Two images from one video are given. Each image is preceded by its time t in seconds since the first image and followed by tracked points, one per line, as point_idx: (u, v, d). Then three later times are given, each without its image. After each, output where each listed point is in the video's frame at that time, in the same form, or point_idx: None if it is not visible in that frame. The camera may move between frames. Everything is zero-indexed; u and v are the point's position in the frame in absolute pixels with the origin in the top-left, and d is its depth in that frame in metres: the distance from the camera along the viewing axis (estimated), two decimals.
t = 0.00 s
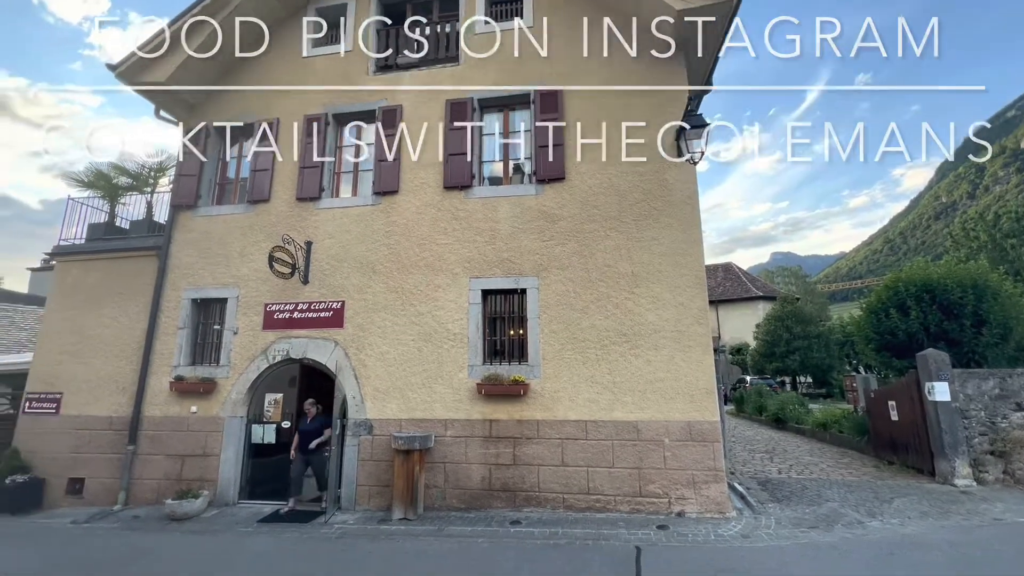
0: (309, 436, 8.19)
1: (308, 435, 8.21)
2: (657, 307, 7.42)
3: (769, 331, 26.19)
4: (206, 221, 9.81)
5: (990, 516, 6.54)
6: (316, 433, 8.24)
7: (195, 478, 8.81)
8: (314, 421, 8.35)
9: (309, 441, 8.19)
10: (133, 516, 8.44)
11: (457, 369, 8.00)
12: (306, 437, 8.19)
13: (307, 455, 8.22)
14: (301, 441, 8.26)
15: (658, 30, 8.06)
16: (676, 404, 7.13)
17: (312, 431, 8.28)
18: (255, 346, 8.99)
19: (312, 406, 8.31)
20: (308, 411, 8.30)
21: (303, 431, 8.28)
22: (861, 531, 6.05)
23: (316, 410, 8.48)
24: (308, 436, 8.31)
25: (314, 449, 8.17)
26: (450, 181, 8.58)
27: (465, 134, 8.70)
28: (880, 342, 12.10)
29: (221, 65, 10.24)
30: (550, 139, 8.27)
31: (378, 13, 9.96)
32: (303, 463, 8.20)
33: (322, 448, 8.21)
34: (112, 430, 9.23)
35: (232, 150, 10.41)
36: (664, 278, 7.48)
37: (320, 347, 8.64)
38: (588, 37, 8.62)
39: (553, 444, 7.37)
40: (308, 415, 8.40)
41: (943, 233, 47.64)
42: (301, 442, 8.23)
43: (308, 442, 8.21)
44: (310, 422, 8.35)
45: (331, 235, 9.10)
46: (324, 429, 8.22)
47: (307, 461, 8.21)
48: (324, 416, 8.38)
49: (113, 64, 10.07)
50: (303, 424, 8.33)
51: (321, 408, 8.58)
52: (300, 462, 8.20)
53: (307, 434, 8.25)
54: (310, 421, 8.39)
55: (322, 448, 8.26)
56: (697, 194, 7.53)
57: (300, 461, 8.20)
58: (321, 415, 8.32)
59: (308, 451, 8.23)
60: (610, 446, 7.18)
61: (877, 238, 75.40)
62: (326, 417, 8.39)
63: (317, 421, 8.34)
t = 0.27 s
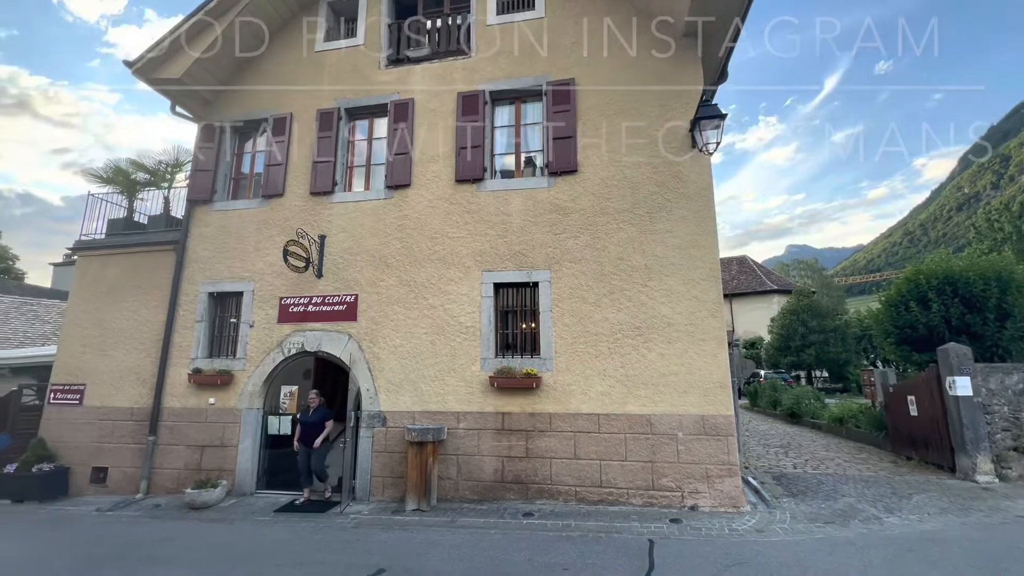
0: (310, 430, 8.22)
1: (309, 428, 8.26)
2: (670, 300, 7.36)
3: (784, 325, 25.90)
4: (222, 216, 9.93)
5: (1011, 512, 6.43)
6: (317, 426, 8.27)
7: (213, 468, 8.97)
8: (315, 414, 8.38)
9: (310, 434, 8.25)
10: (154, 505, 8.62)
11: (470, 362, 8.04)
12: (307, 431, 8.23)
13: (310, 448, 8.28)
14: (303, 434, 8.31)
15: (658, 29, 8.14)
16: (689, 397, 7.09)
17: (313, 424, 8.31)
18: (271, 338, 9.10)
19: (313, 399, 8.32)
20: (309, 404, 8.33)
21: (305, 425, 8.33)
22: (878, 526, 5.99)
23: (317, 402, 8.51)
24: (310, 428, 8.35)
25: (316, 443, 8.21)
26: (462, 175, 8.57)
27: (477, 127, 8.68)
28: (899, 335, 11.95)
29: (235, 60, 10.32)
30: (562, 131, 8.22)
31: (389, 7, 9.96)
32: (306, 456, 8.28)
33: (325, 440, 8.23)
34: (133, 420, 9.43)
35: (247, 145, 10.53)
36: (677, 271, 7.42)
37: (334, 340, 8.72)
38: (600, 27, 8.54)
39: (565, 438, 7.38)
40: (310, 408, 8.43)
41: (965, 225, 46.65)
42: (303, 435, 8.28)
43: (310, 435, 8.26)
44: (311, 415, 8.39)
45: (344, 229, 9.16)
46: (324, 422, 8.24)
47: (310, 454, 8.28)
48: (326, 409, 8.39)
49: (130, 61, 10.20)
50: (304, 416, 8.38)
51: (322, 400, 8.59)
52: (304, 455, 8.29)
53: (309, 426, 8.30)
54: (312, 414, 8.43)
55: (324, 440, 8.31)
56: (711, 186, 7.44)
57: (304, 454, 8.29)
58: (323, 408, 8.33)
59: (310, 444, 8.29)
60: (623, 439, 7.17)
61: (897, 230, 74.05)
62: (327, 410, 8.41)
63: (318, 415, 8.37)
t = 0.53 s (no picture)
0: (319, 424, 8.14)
1: (318, 422, 8.18)
2: (686, 293, 7.27)
3: (802, 318, 25.53)
4: (239, 210, 10.05)
5: None
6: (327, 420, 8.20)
7: (233, 458, 9.12)
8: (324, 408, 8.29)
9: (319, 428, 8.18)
10: (177, 493, 8.81)
11: (484, 355, 8.05)
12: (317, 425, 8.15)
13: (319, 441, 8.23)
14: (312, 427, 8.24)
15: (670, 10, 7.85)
16: (705, 391, 7.02)
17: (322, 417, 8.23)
18: (288, 331, 9.21)
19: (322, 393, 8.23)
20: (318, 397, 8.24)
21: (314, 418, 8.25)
22: (900, 523, 5.88)
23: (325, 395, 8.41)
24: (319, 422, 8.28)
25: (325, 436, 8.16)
26: (476, 167, 8.55)
27: (491, 119, 8.64)
28: (923, 329, 11.64)
29: (251, 55, 10.40)
30: (577, 122, 8.15)
31: None
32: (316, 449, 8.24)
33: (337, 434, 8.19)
34: (155, 411, 9.63)
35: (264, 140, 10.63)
36: (694, 263, 7.32)
37: (350, 333, 8.80)
38: (615, 15, 8.42)
39: (580, 431, 7.36)
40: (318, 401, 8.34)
41: (991, 216, 45.43)
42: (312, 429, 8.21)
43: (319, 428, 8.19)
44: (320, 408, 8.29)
45: (359, 223, 9.21)
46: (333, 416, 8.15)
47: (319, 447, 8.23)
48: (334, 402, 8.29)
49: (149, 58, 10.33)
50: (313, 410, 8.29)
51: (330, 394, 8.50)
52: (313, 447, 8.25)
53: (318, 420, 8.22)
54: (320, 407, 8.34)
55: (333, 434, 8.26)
56: (729, 176, 7.32)
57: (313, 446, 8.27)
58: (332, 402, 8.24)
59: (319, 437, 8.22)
60: (638, 433, 7.13)
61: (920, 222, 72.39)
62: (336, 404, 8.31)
63: (327, 408, 8.29)
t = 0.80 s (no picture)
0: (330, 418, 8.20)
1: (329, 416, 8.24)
2: (704, 286, 7.15)
3: (823, 311, 25.07)
4: (257, 205, 10.16)
5: None
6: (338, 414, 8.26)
7: (254, 448, 9.28)
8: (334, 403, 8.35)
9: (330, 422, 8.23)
10: (200, 482, 9.01)
11: (499, 348, 8.05)
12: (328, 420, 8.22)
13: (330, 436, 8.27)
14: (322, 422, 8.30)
15: None
16: (723, 384, 6.92)
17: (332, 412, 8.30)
18: (306, 324, 9.31)
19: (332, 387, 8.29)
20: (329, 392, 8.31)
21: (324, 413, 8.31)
22: (924, 520, 5.75)
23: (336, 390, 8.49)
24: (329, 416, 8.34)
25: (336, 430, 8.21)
26: (490, 160, 8.52)
27: (505, 111, 8.60)
28: (950, 322, 11.36)
29: (268, 51, 10.48)
30: (592, 113, 8.06)
31: None
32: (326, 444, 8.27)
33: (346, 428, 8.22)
34: (179, 402, 9.83)
35: (280, 136, 10.74)
36: (711, 255, 7.20)
37: (366, 326, 8.88)
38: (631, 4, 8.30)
39: (595, 424, 7.33)
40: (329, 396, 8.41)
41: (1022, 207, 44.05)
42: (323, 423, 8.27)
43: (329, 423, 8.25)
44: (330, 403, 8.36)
45: (375, 217, 9.26)
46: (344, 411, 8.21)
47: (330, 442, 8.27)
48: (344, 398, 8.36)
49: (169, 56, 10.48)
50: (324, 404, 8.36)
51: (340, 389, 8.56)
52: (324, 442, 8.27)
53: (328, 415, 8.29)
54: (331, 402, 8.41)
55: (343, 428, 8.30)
56: (748, 166, 7.17)
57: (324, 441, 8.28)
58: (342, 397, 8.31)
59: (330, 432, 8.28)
60: (654, 427, 7.07)
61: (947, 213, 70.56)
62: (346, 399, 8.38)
63: (337, 403, 8.35)
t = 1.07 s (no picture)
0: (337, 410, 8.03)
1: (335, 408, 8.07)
2: (722, 278, 7.02)
3: (845, 305, 24.57)
4: (275, 200, 10.26)
5: None
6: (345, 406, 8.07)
7: (274, 439, 9.42)
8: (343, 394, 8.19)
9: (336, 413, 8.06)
10: (222, 471, 9.17)
11: (514, 341, 8.04)
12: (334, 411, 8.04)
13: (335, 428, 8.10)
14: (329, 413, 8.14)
15: None
16: (741, 378, 6.81)
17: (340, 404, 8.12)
18: (323, 318, 9.39)
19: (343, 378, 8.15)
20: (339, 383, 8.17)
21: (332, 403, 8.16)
22: (951, 518, 5.60)
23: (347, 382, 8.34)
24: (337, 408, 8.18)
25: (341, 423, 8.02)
26: (505, 152, 8.47)
27: (520, 103, 8.53)
28: (980, 316, 11.04)
29: (284, 47, 10.54)
30: (608, 103, 7.94)
31: None
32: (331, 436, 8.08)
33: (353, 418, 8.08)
34: (201, 394, 10.01)
35: (297, 131, 10.82)
36: (730, 247, 7.06)
37: (382, 320, 8.93)
38: None
39: (611, 417, 7.28)
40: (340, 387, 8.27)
41: None
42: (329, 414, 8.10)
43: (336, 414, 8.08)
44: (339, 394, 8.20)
45: (390, 211, 9.28)
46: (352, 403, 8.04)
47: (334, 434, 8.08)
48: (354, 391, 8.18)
49: (188, 53, 10.61)
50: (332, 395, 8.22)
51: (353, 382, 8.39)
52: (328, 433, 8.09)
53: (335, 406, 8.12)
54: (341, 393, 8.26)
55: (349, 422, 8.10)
56: (768, 156, 7.01)
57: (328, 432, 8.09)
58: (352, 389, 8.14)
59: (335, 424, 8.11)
60: (670, 421, 7.00)
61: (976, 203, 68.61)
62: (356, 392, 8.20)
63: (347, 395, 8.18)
